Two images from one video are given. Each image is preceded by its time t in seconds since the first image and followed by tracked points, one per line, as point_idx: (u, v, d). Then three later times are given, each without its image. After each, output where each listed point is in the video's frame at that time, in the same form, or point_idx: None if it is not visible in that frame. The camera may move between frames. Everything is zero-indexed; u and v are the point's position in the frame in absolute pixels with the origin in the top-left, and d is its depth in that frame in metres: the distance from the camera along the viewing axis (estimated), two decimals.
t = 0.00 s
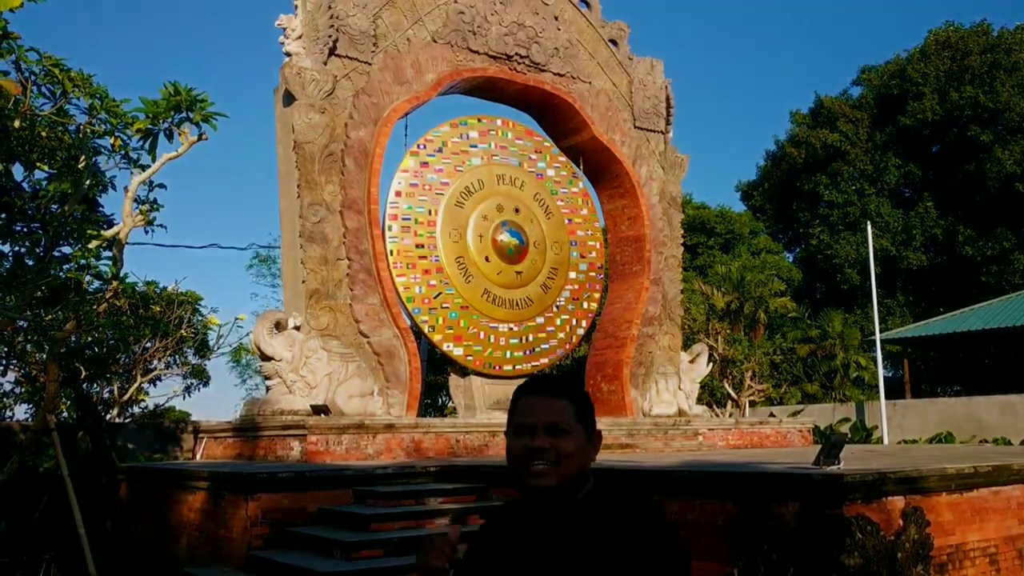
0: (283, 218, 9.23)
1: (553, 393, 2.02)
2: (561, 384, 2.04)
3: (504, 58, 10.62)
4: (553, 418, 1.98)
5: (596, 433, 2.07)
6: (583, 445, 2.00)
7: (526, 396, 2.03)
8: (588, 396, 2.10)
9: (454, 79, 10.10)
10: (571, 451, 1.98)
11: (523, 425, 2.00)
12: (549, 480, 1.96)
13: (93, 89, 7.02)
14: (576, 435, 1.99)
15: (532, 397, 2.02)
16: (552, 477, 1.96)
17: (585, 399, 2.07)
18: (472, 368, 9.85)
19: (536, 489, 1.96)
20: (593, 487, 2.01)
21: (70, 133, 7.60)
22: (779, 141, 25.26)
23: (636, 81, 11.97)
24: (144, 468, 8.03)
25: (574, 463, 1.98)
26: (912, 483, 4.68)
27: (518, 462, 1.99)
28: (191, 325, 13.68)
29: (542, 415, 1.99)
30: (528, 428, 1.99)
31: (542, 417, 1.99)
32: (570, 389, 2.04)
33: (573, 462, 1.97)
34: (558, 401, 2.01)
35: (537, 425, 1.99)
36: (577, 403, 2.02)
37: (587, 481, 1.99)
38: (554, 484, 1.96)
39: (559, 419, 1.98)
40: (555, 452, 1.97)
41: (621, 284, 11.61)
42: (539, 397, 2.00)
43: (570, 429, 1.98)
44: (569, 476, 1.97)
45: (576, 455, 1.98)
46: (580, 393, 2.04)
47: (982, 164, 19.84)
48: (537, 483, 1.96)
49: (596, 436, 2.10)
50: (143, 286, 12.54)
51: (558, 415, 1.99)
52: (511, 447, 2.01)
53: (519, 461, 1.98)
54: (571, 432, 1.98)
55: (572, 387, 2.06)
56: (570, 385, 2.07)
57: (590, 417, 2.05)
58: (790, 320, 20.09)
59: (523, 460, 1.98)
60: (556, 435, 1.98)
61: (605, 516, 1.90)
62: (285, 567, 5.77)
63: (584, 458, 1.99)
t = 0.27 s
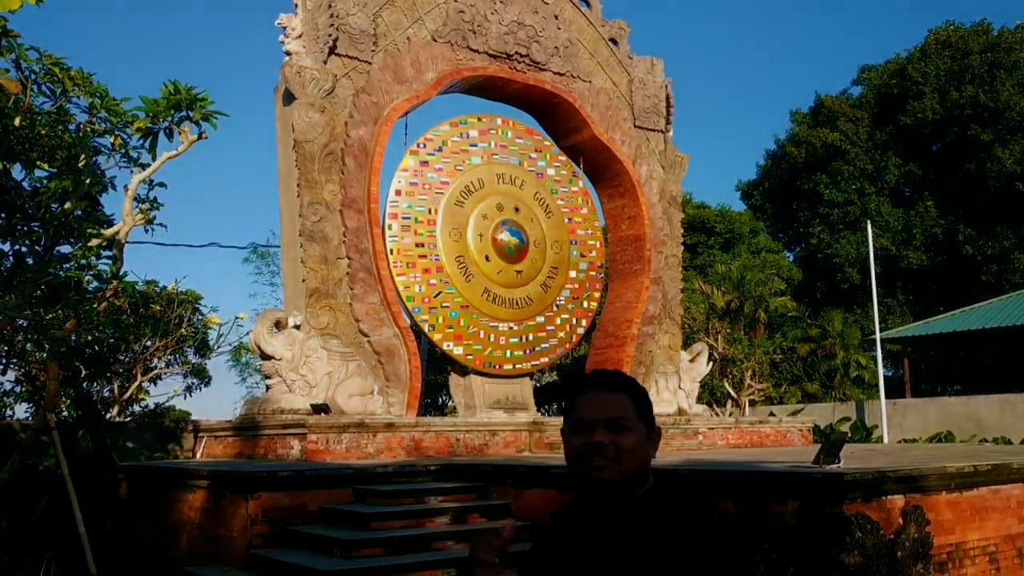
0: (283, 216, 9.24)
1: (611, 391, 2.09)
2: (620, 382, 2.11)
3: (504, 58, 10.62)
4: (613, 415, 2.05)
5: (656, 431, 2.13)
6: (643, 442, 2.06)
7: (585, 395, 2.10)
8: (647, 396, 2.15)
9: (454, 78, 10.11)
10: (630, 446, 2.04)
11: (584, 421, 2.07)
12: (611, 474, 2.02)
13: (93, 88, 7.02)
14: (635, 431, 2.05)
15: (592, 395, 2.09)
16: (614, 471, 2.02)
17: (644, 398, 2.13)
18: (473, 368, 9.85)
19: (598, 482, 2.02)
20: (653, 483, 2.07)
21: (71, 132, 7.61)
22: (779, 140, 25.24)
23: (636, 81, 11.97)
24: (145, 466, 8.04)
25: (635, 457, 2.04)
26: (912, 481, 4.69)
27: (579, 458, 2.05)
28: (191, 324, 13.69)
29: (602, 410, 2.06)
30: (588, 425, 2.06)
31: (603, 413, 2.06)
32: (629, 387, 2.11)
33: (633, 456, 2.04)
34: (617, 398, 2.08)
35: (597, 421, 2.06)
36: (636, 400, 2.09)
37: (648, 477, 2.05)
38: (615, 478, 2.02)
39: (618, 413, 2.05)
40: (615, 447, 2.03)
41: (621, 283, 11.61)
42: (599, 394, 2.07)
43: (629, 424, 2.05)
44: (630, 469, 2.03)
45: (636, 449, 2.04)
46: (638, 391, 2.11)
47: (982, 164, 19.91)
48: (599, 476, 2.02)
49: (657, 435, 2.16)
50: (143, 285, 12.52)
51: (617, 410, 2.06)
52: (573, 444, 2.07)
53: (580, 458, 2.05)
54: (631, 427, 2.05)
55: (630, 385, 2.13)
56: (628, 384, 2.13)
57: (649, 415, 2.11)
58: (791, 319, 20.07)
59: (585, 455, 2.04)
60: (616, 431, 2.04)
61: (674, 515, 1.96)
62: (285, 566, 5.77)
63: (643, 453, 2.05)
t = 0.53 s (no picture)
0: (279, 212, 9.23)
1: (657, 382, 1.82)
2: (666, 372, 1.84)
3: (501, 55, 10.61)
4: (659, 410, 1.79)
5: (704, 427, 1.87)
6: (692, 440, 1.81)
7: (627, 386, 1.84)
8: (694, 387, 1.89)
9: (451, 76, 10.09)
10: (679, 446, 1.79)
11: (626, 417, 1.81)
12: (657, 478, 1.77)
13: (89, 82, 7.00)
14: (684, 429, 1.79)
15: (636, 387, 1.82)
16: (660, 475, 1.77)
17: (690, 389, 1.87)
18: (467, 366, 9.85)
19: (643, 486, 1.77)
20: (701, 483, 1.82)
21: (67, 126, 7.58)
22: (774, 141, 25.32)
23: (633, 80, 11.97)
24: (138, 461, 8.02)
25: (683, 459, 1.79)
26: (905, 481, 4.72)
27: (621, 458, 1.80)
28: (185, 319, 13.66)
29: (648, 406, 1.80)
30: (631, 421, 1.80)
31: (648, 409, 1.80)
32: (675, 378, 1.84)
33: (682, 458, 1.79)
34: (662, 390, 1.81)
35: (641, 418, 1.80)
36: (684, 393, 1.82)
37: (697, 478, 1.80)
38: (662, 479, 1.77)
39: (666, 410, 1.79)
40: (661, 447, 1.78)
41: (616, 282, 11.62)
42: (642, 387, 1.81)
43: (677, 423, 1.79)
44: (677, 473, 1.78)
45: (684, 451, 1.79)
46: (685, 383, 1.85)
47: (977, 167, 20.02)
48: (643, 481, 1.78)
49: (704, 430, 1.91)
50: (138, 280, 12.48)
51: (664, 406, 1.80)
52: (614, 442, 1.81)
53: (622, 459, 1.80)
54: (679, 425, 1.79)
55: (677, 376, 1.87)
56: (673, 375, 1.87)
57: (697, 408, 1.85)
58: (785, 319, 20.14)
59: (627, 455, 1.79)
60: (662, 430, 1.78)
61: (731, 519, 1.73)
62: (277, 562, 5.77)
63: (692, 454, 1.80)
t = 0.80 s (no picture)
0: (271, 192, 9.18)
1: (676, 356, 1.96)
2: (686, 346, 1.98)
3: (495, 35, 10.54)
4: (676, 382, 1.93)
5: (724, 400, 2.00)
6: (709, 411, 1.93)
7: (647, 360, 1.98)
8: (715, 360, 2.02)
9: (444, 55, 10.02)
10: (695, 417, 1.92)
11: (645, 389, 1.95)
12: (672, 448, 1.91)
13: (79, 60, 6.93)
14: (701, 401, 1.93)
15: (655, 360, 1.97)
16: (675, 446, 1.91)
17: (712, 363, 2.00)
18: (460, 348, 9.85)
19: (657, 455, 1.92)
20: (718, 453, 1.94)
21: (57, 104, 7.51)
22: (769, 123, 25.22)
23: (628, 60, 11.91)
24: (130, 442, 8.02)
25: (699, 430, 1.92)
26: (895, 464, 4.73)
27: (639, 429, 1.95)
28: (177, 300, 13.62)
29: (665, 377, 1.94)
30: (650, 392, 1.95)
31: (666, 379, 1.94)
32: (695, 351, 1.98)
33: (698, 429, 1.91)
34: (681, 363, 1.95)
35: (659, 389, 1.94)
36: (703, 366, 1.96)
37: (712, 448, 1.93)
38: (676, 451, 1.91)
39: (683, 381, 1.93)
40: (677, 418, 1.91)
41: (609, 265, 11.61)
42: (660, 361, 1.95)
43: (694, 394, 1.92)
44: (692, 444, 1.91)
45: (700, 422, 1.92)
46: (705, 356, 1.98)
47: (971, 150, 20.09)
48: (659, 450, 1.92)
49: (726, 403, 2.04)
50: (128, 260, 12.40)
51: (681, 378, 1.93)
52: (635, 413, 1.96)
53: (640, 429, 1.94)
54: (696, 396, 1.93)
55: (697, 350, 1.99)
56: (695, 348, 2.00)
57: (716, 382, 1.98)
58: (778, 303, 20.15)
59: (645, 426, 1.94)
60: (678, 401, 1.92)
61: (742, 505, 1.78)
62: (269, 542, 5.76)
63: (709, 425, 1.93)
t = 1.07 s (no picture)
0: (265, 173, 9.16)
1: (672, 332, 1.99)
2: (682, 323, 2.01)
3: (490, 15, 10.49)
4: (671, 358, 1.96)
5: (719, 378, 2.03)
6: (703, 388, 1.97)
7: (644, 337, 2.01)
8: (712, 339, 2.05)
9: (439, 35, 9.98)
10: (689, 393, 1.95)
11: (641, 365, 1.98)
12: (663, 423, 1.94)
13: (71, 39, 6.88)
14: (695, 377, 1.96)
15: (652, 336, 2.00)
16: (667, 420, 1.94)
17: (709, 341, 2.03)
18: (455, 329, 9.87)
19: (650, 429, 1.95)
20: (712, 430, 1.97)
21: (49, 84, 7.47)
22: (764, 104, 25.17)
23: (623, 41, 11.88)
24: (126, 422, 8.04)
25: (692, 406, 1.94)
26: (886, 443, 4.77)
27: (634, 404, 1.98)
28: (172, 281, 13.60)
29: (660, 354, 1.97)
30: (645, 368, 1.98)
31: (661, 356, 1.97)
32: (691, 329, 2.01)
33: (691, 405, 1.94)
34: (677, 340, 1.98)
35: (654, 365, 1.97)
36: (699, 344, 1.99)
37: (705, 425, 1.96)
38: (668, 426, 1.94)
39: (677, 358, 1.96)
40: (671, 394, 1.95)
41: (604, 246, 11.63)
42: (657, 337, 1.98)
43: (688, 370, 1.95)
44: (684, 420, 1.94)
45: (693, 398, 1.95)
46: (702, 335, 2.01)
47: (965, 131, 20.11)
48: (651, 424, 1.95)
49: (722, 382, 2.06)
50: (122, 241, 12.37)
51: (676, 355, 1.96)
52: (629, 388, 2.00)
53: (635, 404, 1.98)
54: (690, 373, 1.96)
55: (694, 328, 2.02)
56: (691, 326, 2.03)
57: (712, 359, 2.01)
58: (771, 284, 20.22)
59: (639, 401, 1.97)
60: (672, 377, 1.95)
61: (731, 485, 1.76)
62: (266, 521, 5.80)
63: (703, 401, 1.96)
